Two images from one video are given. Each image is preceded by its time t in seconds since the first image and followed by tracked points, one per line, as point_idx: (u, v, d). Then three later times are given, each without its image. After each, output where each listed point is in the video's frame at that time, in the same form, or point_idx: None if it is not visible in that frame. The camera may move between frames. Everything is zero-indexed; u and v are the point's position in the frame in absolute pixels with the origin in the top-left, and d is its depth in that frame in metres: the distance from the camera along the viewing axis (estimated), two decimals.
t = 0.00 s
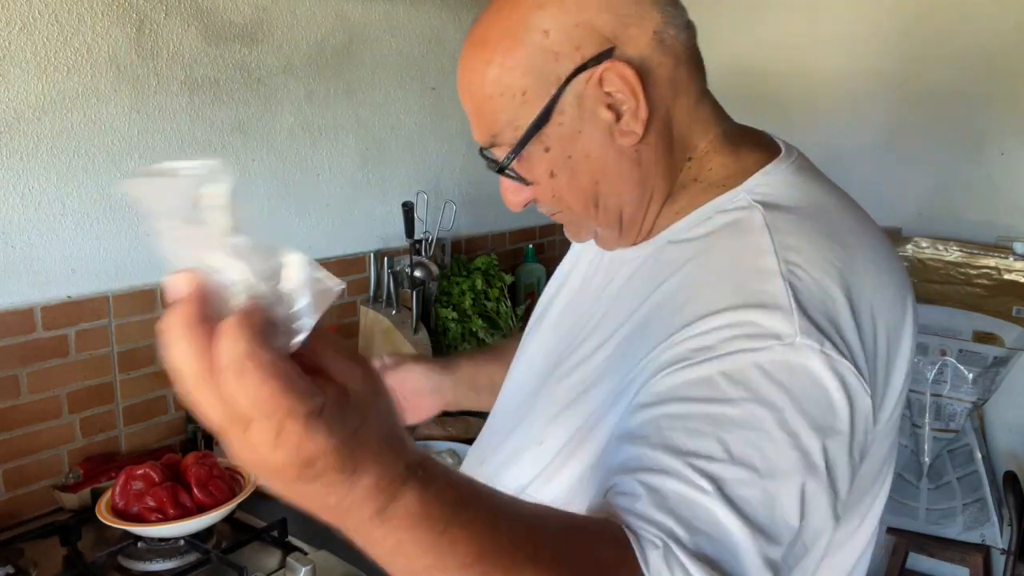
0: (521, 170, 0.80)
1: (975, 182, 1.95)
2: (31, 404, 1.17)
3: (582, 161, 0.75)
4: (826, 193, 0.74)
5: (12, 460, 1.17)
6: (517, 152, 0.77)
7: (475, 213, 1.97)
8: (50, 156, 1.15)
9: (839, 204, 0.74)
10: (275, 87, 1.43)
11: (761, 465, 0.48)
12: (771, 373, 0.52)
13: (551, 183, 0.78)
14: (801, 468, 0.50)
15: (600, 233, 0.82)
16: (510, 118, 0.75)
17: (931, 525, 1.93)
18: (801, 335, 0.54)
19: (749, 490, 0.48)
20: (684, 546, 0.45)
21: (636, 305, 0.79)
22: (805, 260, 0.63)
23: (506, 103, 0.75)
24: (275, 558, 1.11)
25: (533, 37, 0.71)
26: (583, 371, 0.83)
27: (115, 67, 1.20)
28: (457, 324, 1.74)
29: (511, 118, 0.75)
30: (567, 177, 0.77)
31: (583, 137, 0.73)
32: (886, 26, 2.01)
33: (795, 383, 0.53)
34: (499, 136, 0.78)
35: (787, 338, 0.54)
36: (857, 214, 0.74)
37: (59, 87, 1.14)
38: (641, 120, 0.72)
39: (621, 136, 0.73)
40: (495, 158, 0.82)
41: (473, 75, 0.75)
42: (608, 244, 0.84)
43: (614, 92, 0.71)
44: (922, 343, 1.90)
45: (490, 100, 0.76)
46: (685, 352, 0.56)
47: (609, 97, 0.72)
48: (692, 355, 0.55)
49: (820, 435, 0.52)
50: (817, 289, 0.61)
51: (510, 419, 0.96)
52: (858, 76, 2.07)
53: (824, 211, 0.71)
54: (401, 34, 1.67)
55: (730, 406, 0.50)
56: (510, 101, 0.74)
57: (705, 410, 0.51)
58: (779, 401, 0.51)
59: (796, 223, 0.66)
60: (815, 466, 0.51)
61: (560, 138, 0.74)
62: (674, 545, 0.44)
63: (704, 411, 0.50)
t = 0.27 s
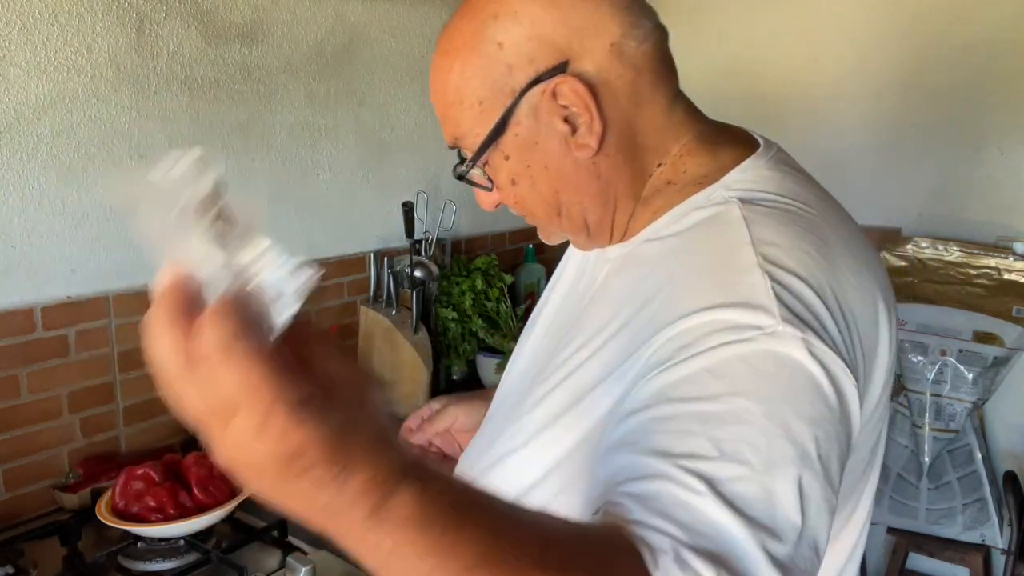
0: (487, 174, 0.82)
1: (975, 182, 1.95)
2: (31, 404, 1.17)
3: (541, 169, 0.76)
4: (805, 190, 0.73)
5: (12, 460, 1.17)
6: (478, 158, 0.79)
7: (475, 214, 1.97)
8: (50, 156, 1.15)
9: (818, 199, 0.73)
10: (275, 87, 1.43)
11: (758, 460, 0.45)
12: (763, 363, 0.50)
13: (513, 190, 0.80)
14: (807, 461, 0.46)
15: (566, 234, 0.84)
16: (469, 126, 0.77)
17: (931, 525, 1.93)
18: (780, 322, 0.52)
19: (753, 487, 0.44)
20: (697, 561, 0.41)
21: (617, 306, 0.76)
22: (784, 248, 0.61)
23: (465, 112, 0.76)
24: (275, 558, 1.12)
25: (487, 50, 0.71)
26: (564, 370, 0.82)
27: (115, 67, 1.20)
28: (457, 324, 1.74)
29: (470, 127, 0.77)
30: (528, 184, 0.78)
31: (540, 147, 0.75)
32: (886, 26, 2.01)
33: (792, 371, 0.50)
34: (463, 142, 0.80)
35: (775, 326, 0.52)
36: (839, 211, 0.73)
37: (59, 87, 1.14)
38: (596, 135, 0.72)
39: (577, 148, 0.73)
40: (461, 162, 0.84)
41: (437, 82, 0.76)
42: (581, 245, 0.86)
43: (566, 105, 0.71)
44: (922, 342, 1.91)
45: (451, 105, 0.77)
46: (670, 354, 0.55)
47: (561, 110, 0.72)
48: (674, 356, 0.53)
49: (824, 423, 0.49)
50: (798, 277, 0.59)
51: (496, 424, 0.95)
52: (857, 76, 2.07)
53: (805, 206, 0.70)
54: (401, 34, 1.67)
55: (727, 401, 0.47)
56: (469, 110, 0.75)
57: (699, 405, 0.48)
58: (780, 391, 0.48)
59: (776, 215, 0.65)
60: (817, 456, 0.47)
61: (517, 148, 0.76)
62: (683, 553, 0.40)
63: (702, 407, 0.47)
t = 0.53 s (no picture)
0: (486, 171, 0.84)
1: (975, 182, 1.95)
2: (31, 404, 1.17)
3: (519, 177, 0.77)
4: (783, 204, 0.68)
5: (12, 460, 1.17)
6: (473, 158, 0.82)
7: (475, 214, 1.97)
8: (50, 156, 1.15)
9: (802, 213, 0.68)
10: (275, 87, 1.43)
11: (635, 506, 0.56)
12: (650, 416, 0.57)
13: (503, 191, 0.82)
14: (678, 502, 0.55)
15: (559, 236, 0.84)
16: (460, 128, 0.80)
17: (931, 525, 1.94)
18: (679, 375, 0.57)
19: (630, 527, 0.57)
20: None
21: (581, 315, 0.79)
22: (708, 284, 0.61)
23: (456, 115, 0.78)
24: (275, 558, 1.11)
25: (470, 64, 0.74)
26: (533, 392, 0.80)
27: (115, 67, 1.20)
28: (457, 324, 1.74)
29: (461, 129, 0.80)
30: (513, 188, 0.80)
31: (517, 157, 0.76)
32: (886, 26, 2.01)
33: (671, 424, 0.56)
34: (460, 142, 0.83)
35: (663, 377, 0.58)
36: (826, 230, 0.68)
37: (59, 87, 1.14)
38: (563, 151, 0.72)
39: (547, 162, 0.73)
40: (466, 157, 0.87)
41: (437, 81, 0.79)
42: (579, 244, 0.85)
43: (534, 122, 0.71)
44: (922, 342, 1.91)
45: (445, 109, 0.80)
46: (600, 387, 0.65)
47: (530, 126, 0.72)
48: (603, 392, 0.63)
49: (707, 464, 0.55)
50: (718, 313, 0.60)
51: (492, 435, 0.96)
52: (857, 76, 2.07)
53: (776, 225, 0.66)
54: (401, 34, 1.67)
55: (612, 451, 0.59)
56: (458, 115, 0.78)
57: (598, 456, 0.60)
58: (660, 446, 0.56)
59: (720, 246, 0.63)
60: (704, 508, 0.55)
61: (498, 154, 0.77)
62: None
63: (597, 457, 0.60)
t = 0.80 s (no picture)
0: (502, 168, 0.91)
1: (975, 182, 1.95)
2: (31, 404, 1.17)
3: (516, 179, 0.84)
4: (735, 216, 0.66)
5: (12, 460, 1.17)
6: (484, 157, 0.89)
7: (475, 214, 1.97)
8: (49, 156, 1.15)
9: (762, 225, 0.66)
10: (275, 87, 1.43)
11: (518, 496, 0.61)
12: (536, 413, 0.61)
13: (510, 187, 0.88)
14: (551, 502, 0.58)
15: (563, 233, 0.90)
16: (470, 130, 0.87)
17: (931, 525, 1.94)
18: (568, 377, 0.60)
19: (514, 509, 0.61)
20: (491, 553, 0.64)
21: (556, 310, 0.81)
22: (622, 295, 0.63)
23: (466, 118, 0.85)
24: (275, 558, 1.11)
25: (471, 76, 0.80)
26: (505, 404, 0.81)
27: (115, 67, 1.20)
28: (457, 324, 1.74)
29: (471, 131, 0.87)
30: (515, 186, 0.86)
31: (511, 161, 0.82)
32: (886, 25, 2.01)
33: (548, 421, 0.60)
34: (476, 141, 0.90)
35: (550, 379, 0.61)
36: (795, 251, 0.65)
37: (59, 87, 1.14)
38: (543, 161, 0.78)
39: (533, 169, 0.80)
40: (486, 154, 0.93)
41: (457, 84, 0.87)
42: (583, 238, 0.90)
43: (517, 132, 0.78)
44: (922, 342, 1.93)
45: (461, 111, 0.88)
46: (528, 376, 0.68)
47: (516, 136, 0.78)
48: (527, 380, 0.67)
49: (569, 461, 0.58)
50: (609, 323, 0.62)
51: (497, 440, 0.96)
52: (857, 75, 2.07)
53: (718, 238, 0.64)
54: (401, 34, 1.67)
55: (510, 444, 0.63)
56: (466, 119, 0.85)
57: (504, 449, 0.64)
58: (546, 443, 0.60)
59: (638, 266, 0.63)
60: (574, 507, 0.57)
61: (498, 156, 0.84)
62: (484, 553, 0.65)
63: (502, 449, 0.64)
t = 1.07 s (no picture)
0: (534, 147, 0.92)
1: (975, 182, 1.95)
2: (31, 404, 1.17)
3: (548, 161, 0.85)
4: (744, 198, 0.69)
5: (12, 460, 1.17)
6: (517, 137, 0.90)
7: (475, 214, 1.97)
8: (49, 156, 1.15)
9: (771, 205, 0.69)
10: (275, 86, 1.43)
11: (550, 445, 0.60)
12: (567, 355, 0.62)
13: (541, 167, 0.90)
14: (585, 441, 0.58)
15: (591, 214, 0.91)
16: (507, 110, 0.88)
17: (931, 525, 1.94)
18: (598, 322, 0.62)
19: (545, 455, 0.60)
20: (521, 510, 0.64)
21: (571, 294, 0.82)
22: (645, 250, 0.65)
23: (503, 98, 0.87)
24: (275, 559, 1.11)
25: (513, 63, 0.82)
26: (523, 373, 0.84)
27: (115, 67, 1.20)
28: (457, 324, 1.75)
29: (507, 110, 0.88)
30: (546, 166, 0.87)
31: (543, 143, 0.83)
32: (886, 25, 2.01)
33: (578, 361, 0.61)
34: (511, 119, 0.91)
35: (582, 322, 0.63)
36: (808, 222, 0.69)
37: (59, 87, 1.14)
38: (574, 144, 0.79)
39: (564, 151, 0.81)
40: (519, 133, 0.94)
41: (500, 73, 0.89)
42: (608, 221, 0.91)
43: (552, 116, 0.79)
44: (922, 342, 1.93)
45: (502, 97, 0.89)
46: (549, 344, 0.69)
47: (550, 119, 0.79)
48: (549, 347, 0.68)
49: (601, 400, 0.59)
50: (634, 274, 0.64)
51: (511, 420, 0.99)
52: (857, 75, 2.07)
53: (731, 209, 0.67)
54: (401, 34, 1.67)
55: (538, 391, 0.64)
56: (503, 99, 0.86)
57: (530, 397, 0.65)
58: (576, 386, 0.60)
59: (655, 226, 0.66)
60: (608, 441, 0.57)
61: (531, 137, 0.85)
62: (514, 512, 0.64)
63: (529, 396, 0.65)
